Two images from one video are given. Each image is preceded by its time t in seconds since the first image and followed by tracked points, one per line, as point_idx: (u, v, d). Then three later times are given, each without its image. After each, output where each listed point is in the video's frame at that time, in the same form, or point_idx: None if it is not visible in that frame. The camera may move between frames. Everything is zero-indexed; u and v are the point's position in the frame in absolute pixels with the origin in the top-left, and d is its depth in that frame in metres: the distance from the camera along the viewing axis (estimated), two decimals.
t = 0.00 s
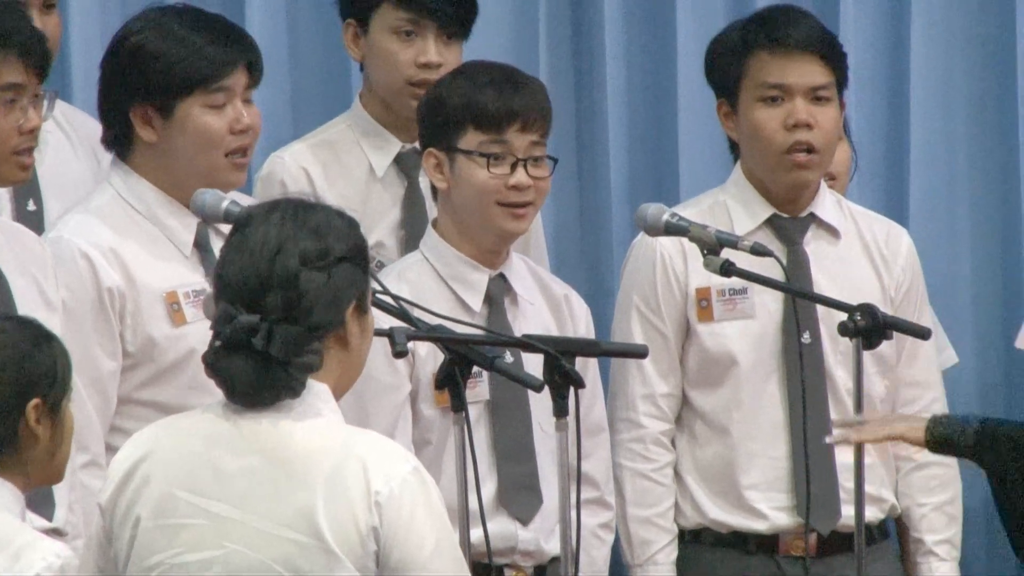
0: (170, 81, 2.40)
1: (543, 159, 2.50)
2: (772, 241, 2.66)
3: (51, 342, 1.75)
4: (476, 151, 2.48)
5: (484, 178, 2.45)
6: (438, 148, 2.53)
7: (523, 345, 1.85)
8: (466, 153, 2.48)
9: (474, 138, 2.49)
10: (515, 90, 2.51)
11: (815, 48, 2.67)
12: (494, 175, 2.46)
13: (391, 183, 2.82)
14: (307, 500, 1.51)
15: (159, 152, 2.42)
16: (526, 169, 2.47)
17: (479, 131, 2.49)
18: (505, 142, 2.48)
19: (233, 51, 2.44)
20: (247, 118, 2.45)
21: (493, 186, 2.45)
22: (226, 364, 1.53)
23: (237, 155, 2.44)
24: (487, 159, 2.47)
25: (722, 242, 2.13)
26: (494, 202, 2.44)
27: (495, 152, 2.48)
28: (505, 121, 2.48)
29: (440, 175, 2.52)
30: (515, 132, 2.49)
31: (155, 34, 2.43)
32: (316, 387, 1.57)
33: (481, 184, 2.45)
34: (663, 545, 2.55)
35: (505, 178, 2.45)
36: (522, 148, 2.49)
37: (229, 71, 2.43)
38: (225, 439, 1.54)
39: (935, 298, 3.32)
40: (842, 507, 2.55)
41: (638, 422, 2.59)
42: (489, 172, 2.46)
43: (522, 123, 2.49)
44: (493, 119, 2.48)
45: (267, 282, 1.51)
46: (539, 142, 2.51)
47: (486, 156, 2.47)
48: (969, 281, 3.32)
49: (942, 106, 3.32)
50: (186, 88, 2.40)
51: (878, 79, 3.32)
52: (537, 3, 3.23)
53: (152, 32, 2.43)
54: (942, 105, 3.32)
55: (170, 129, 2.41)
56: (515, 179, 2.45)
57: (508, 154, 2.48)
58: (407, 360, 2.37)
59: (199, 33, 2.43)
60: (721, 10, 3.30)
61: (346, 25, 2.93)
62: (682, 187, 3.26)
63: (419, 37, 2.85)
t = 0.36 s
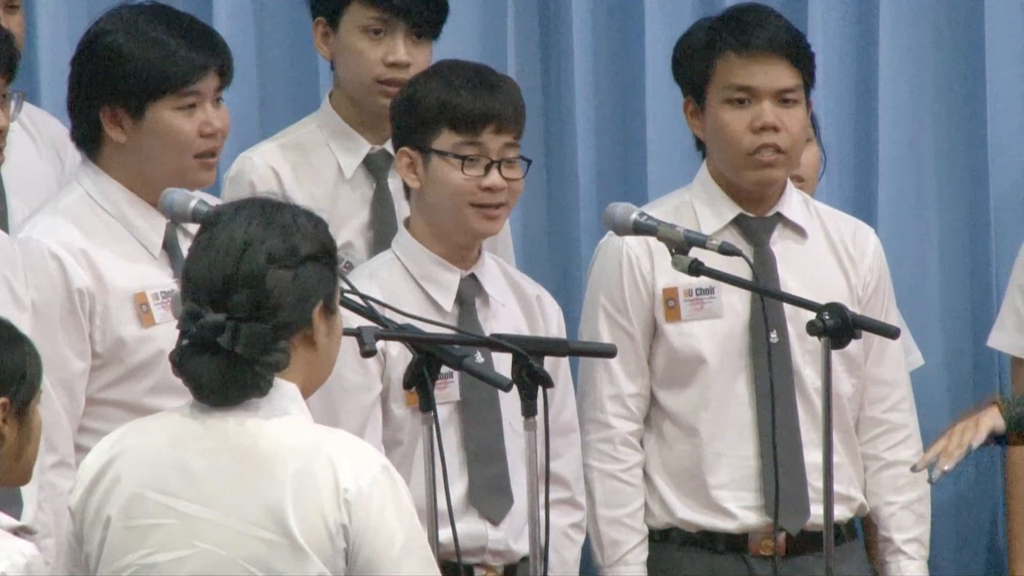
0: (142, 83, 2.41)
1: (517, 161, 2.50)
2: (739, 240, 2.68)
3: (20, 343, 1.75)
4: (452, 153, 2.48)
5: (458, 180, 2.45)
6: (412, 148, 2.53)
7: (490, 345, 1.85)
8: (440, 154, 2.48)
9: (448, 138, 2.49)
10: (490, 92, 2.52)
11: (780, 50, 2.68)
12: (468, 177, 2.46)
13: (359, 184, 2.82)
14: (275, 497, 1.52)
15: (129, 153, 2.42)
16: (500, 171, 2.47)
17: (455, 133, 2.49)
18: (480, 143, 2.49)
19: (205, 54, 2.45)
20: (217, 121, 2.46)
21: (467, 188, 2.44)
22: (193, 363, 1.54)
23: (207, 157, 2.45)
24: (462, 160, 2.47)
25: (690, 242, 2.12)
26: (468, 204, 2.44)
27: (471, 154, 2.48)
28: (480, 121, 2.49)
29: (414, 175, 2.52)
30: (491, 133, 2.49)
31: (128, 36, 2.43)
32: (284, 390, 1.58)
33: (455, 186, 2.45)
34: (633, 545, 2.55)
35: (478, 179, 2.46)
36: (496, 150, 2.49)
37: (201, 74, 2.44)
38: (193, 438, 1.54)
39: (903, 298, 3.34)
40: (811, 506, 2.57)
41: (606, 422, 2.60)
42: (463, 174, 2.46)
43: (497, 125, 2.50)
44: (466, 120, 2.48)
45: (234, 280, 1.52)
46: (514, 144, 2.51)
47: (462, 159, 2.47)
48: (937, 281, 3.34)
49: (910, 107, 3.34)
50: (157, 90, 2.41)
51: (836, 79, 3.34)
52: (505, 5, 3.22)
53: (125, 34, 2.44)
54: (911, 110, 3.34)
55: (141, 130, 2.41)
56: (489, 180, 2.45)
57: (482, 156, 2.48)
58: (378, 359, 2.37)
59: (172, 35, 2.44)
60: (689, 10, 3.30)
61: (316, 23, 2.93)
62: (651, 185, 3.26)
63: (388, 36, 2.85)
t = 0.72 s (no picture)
0: (119, 80, 2.40)
1: (499, 159, 2.50)
2: (718, 240, 2.69)
3: None
4: (434, 151, 2.48)
5: (440, 177, 2.46)
6: (395, 147, 2.54)
7: (469, 344, 1.86)
8: (422, 151, 2.48)
9: (431, 137, 2.49)
10: (472, 90, 2.52)
11: (759, 50, 2.69)
12: (450, 175, 2.46)
13: (337, 185, 2.82)
14: (253, 496, 1.52)
15: (108, 150, 2.42)
16: (482, 169, 2.48)
17: (439, 132, 2.49)
18: (463, 141, 2.48)
19: (183, 51, 2.45)
20: (195, 119, 2.45)
21: (449, 186, 2.45)
22: (168, 374, 1.53)
23: (185, 154, 2.45)
24: (443, 158, 2.47)
25: (670, 241, 2.14)
26: (451, 202, 2.44)
27: (454, 153, 2.48)
28: (462, 121, 2.48)
29: (397, 173, 2.52)
30: (472, 132, 2.49)
31: (106, 32, 2.43)
32: (263, 390, 1.58)
33: (437, 184, 2.45)
34: (612, 543, 2.55)
35: (460, 177, 2.46)
36: (479, 147, 2.49)
37: (179, 71, 2.44)
38: (171, 440, 1.55)
39: (882, 297, 3.35)
40: (789, 505, 2.58)
41: (585, 421, 2.60)
42: (445, 171, 2.46)
43: (478, 124, 2.49)
44: (450, 120, 2.48)
45: (206, 288, 1.52)
46: (497, 142, 2.51)
47: (444, 155, 2.48)
48: (916, 279, 3.36)
49: (890, 111, 3.35)
50: (134, 87, 2.40)
51: (822, 76, 3.35)
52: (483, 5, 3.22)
53: (104, 30, 2.43)
54: (891, 113, 3.35)
55: (118, 127, 2.41)
56: (470, 179, 2.46)
57: (465, 154, 2.48)
58: (360, 357, 2.37)
59: (151, 32, 2.43)
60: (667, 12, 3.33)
61: (294, 22, 2.92)
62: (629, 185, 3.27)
63: (366, 35, 2.85)
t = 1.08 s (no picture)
0: (94, 78, 2.40)
1: (482, 159, 2.51)
2: (694, 242, 2.70)
3: None
4: (416, 152, 2.48)
5: (423, 179, 2.46)
6: (376, 148, 2.53)
7: (444, 344, 1.86)
8: (404, 154, 2.48)
9: (413, 138, 2.49)
10: (456, 91, 2.52)
11: (733, 52, 2.70)
12: (433, 176, 2.46)
13: (311, 186, 2.83)
14: (224, 498, 1.52)
15: (83, 150, 2.42)
16: (465, 169, 2.48)
17: (421, 134, 2.49)
18: (445, 142, 2.49)
19: (158, 50, 2.45)
20: (170, 117, 2.46)
21: (432, 187, 2.45)
22: (144, 374, 1.54)
23: (160, 153, 2.45)
24: (426, 160, 2.47)
25: (644, 241, 2.15)
26: (433, 203, 2.45)
27: (435, 153, 2.48)
28: (444, 120, 2.49)
29: (379, 175, 2.52)
30: (455, 132, 2.49)
31: (81, 30, 2.42)
32: (237, 392, 1.58)
33: (421, 185, 2.45)
34: (587, 544, 2.56)
35: (443, 178, 2.46)
36: (461, 148, 2.49)
37: (153, 69, 2.44)
38: (144, 441, 1.55)
39: (858, 296, 3.37)
40: (765, 506, 2.58)
41: (561, 422, 2.61)
42: (428, 172, 2.46)
43: (461, 124, 2.50)
44: (432, 120, 2.48)
45: (183, 289, 1.52)
46: (478, 143, 2.52)
47: (427, 157, 2.48)
48: (890, 281, 3.37)
49: (865, 111, 3.38)
50: (110, 86, 2.41)
51: (801, 75, 3.36)
52: (457, 8, 3.22)
53: (79, 28, 2.42)
54: (865, 113, 3.38)
55: (93, 126, 2.41)
56: (453, 179, 2.46)
57: (447, 155, 2.48)
58: (340, 357, 2.36)
59: (126, 31, 2.43)
60: (642, 12, 3.33)
61: (269, 23, 2.92)
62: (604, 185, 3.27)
63: (339, 37, 2.85)
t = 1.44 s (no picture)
0: (68, 79, 2.40)
1: (455, 159, 2.50)
2: (665, 242, 2.72)
3: None
4: (390, 155, 2.48)
5: (398, 181, 2.46)
6: (349, 149, 2.53)
7: (412, 344, 1.87)
8: (378, 156, 2.48)
9: (387, 140, 2.49)
10: (429, 93, 2.52)
11: (704, 52, 2.71)
12: (408, 178, 2.46)
13: (278, 187, 2.83)
14: (185, 499, 1.53)
15: (56, 151, 2.42)
16: (439, 170, 2.47)
17: (392, 134, 2.49)
18: (418, 144, 2.49)
19: (131, 49, 2.45)
20: (144, 116, 2.46)
21: (407, 189, 2.45)
22: (108, 375, 1.55)
23: (135, 152, 2.45)
24: (401, 162, 2.47)
25: (613, 240, 2.14)
26: (408, 204, 2.44)
27: (410, 155, 2.48)
28: (419, 123, 2.49)
29: (352, 176, 2.52)
30: (429, 134, 2.50)
31: (53, 32, 2.43)
32: (201, 393, 1.59)
33: (395, 187, 2.45)
34: (557, 544, 2.56)
35: (418, 180, 2.46)
36: (435, 150, 2.49)
37: (126, 68, 2.44)
38: (108, 441, 1.56)
39: (827, 298, 3.39)
40: (734, 507, 2.60)
41: (531, 421, 2.62)
42: (403, 174, 2.46)
43: (434, 125, 2.50)
44: (403, 120, 2.49)
45: (147, 291, 1.53)
46: (452, 143, 2.52)
47: (401, 159, 2.47)
48: (858, 282, 3.40)
49: (833, 111, 3.40)
50: (83, 86, 2.41)
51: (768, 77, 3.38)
52: (427, 7, 3.22)
53: (51, 30, 2.43)
54: (834, 113, 3.40)
55: (67, 127, 2.41)
56: (428, 181, 2.46)
57: (421, 156, 2.48)
58: (312, 358, 2.36)
59: (98, 32, 2.44)
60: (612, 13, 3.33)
61: (236, 23, 2.91)
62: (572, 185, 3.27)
63: (307, 36, 2.84)
